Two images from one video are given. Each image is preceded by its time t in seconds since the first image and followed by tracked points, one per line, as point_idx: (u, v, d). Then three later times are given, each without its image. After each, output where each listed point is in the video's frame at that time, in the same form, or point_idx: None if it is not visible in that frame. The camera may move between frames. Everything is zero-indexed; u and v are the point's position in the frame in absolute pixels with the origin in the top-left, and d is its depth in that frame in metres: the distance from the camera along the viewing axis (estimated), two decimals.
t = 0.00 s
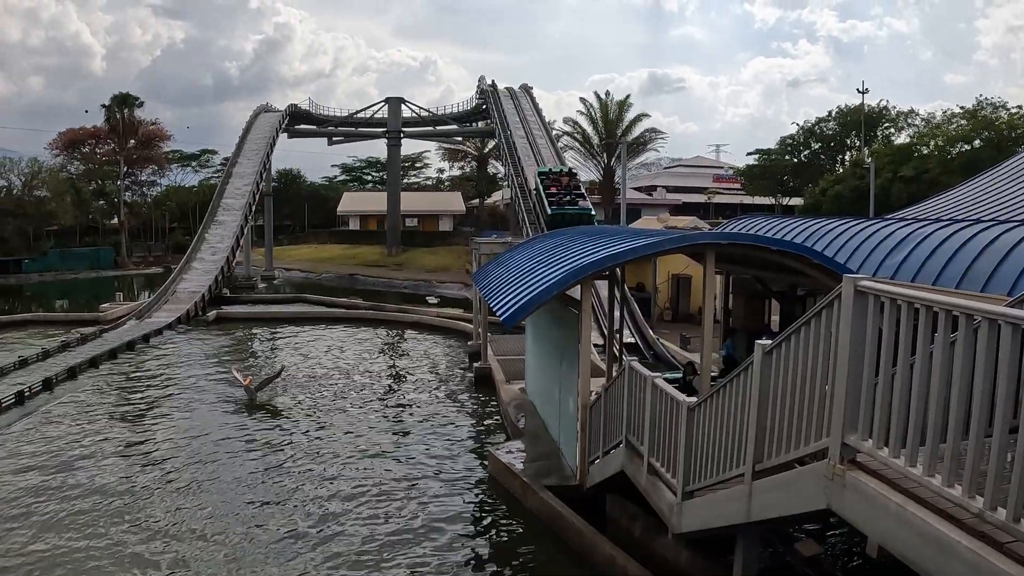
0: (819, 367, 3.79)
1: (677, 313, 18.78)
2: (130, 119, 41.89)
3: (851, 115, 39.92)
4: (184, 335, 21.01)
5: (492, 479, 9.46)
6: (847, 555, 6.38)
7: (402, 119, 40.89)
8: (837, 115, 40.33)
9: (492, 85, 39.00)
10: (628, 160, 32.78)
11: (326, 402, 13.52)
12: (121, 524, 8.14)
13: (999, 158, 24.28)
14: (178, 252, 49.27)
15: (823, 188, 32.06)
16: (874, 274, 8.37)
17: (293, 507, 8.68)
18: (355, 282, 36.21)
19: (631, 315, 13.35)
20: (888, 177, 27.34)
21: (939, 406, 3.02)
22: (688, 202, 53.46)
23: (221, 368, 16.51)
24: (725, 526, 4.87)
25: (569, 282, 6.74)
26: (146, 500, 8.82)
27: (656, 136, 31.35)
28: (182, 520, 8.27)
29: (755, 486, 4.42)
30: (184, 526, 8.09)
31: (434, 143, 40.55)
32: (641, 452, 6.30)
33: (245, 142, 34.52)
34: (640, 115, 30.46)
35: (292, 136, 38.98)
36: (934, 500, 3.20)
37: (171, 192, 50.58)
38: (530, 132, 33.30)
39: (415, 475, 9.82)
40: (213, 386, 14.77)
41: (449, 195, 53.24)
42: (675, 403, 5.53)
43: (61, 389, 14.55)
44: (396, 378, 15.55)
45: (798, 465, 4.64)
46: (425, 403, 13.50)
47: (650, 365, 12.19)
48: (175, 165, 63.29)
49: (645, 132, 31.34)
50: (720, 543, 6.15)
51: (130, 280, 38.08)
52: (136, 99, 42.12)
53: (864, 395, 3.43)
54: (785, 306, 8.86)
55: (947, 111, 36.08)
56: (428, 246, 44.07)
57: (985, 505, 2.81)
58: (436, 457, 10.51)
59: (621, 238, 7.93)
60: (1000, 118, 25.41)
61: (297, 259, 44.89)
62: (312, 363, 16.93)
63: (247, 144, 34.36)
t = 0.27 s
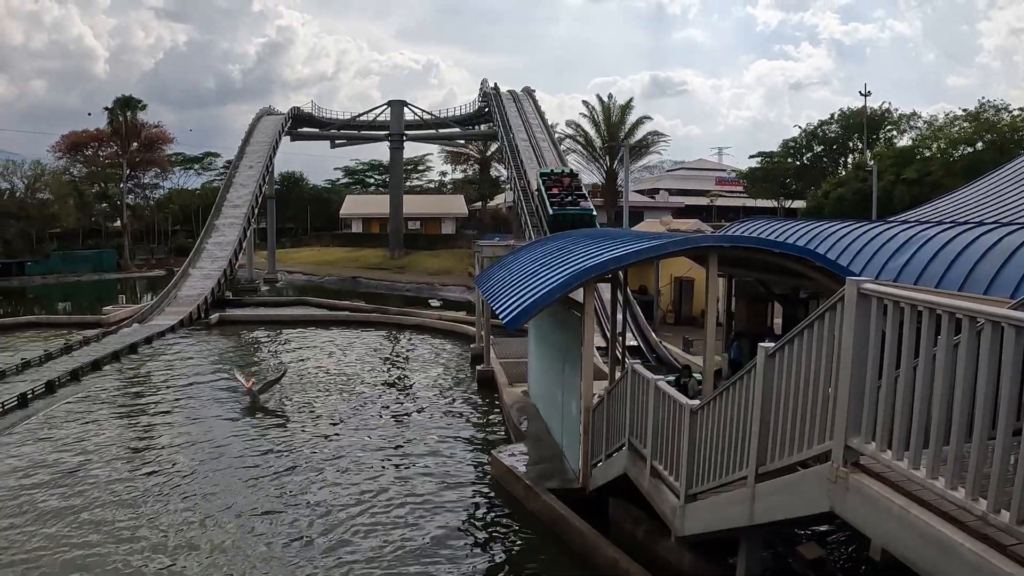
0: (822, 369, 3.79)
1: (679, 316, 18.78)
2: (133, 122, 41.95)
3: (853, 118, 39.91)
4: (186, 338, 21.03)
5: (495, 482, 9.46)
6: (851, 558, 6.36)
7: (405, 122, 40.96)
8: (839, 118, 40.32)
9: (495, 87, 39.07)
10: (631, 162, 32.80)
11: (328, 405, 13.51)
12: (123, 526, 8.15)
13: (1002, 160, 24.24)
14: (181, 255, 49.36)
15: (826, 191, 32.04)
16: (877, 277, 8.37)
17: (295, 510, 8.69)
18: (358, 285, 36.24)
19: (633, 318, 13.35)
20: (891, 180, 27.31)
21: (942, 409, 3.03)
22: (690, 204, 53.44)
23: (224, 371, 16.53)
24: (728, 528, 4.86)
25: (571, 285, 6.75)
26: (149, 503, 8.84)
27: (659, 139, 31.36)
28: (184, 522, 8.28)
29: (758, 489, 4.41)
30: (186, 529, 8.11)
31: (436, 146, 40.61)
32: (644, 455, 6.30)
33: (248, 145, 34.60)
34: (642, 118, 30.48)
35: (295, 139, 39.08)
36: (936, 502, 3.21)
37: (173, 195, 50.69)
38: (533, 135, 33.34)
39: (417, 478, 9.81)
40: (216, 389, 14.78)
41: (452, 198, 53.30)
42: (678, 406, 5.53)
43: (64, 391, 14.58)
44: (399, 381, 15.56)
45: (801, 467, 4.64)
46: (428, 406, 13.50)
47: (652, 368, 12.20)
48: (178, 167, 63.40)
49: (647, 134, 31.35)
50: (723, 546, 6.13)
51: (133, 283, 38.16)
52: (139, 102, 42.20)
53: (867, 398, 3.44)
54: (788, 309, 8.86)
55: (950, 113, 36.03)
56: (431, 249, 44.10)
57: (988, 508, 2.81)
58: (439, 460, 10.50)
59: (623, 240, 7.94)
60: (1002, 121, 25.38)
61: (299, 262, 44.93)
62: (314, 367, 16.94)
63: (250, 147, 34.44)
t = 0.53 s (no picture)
0: (825, 372, 3.78)
1: (682, 319, 18.77)
2: (136, 125, 42.07)
3: (856, 120, 39.87)
4: (189, 340, 21.06)
5: (498, 485, 9.46)
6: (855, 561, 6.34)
7: (407, 125, 41.03)
8: (842, 120, 40.29)
9: (497, 91, 39.14)
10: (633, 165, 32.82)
11: (330, 408, 13.53)
12: (125, 529, 8.17)
13: (1005, 163, 24.19)
14: (184, 257, 49.48)
15: (828, 194, 32.00)
16: (880, 280, 8.37)
17: (297, 513, 8.69)
18: (360, 288, 36.28)
19: (635, 321, 13.37)
20: (893, 183, 27.28)
21: (945, 412, 3.02)
22: (692, 207, 53.39)
23: (227, 373, 16.57)
24: (732, 532, 4.85)
25: (574, 288, 6.75)
26: (151, 505, 8.85)
27: (661, 142, 31.38)
28: (186, 524, 8.30)
29: (761, 492, 4.41)
30: (188, 532, 8.12)
31: (438, 149, 40.67)
32: (647, 458, 6.29)
33: (251, 148, 34.70)
34: (645, 120, 30.50)
35: (298, 142, 39.17)
36: (940, 505, 3.20)
37: (176, 198, 50.83)
38: (535, 138, 33.36)
39: (419, 481, 9.80)
40: (218, 391, 14.82)
41: (454, 200, 53.36)
42: (681, 409, 5.53)
43: (66, 393, 14.62)
44: (401, 383, 15.57)
45: (805, 470, 4.63)
46: (430, 409, 13.51)
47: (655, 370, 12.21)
48: (181, 170, 63.54)
49: (649, 137, 31.37)
50: (727, 549, 6.11)
51: (136, 285, 38.27)
52: (141, 105, 42.33)
53: (871, 400, 3.44)
54: (790, 312, 8.85)
55: (952, 116, 35.97)
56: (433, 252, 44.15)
57: (992, 511, 2.81)
58: (441, 464, 10.50)
59: (626, 243, 7.94)
60: (1005, 123, 25.33)
61: (302, 264, 44.97)
62: (317, 369, 16.96)
63: (252, 149, 34.54)
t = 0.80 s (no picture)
0: (828, 376, 3.79)
1: (685, 322, 18.77)
2: (138, 127, 42.23)
3: (858, 123, 39.88)
4: (191, 343, 21.09)
5: (501, 488, 9.45)
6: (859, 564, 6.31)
7: (410, 128, 41.11)
8: (844, 124, 40.30)
9: (500, 94, 39.23)
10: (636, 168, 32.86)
11: (332, 411, 13.54)
12: (127, 531, 8.18)
13: (1007, 166, 24.16)
14: (186, 260, 49.58)
15: (831, 197, 32.00)
16: (883, 283, 8.36)
17: (298, 515, 8.70)
18: (363, 291, 36.33)
19: (637, 324, 13.39)
20: (896, 186, 27.27)
21: (948, 415, 3.03)
22: (695, 210, 53.39)
23: (229, 376, 16.62)
24: (734, 535, 4.85)
25: (577, 291, 6.76)
26: (153, 507, 8.87)
27: (664, 145, 31.41)
28: (188, 527, 8.31)
29: (764, 495, 4.41)
30: (191, 534, 8.13)
31: (441, 152, 40.74)
32: (649, 461, 6.29)
33: (254, 151, 34.81)
34: (648, 124, 30.52)
35: (300, 145, 39.27)
36: (943, 509, 3.20)
37: (179, 200, 50.97)
38: (538, 141, 33.41)
39: (422, 484, 9.79)
40: (221, 393, 14.86)
41: (457, 204, 53.44)
42: (683, 413, 5.54)
43: (69, 395, 14.67)
44: (404, 386, 15.58)
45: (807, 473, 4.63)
46: (433, 412, 13.52)
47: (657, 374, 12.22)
48: (184, 173, 63.67)
49: (652, 141, 31.40)
50: (729, 552, 6.10)
51: (138, 288, 38.36)
52: (144, 107, 42.49)
53: (873, 403, 3.44)
54: (793, 315, 8.85)
55: (955, 119, 35.95)
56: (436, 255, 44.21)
57: (994, 514, 2.81)
58: (443, 467, 10.50)
59: (629, 246, 7.94)
60: (1008, 127, 25.31)
61: (305, 267, 45.05)
62: (319, 372, 16.99)
63: (255, 152, 34.64)
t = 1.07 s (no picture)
0: (831, 379, 3.79)
1: (687, 325, 18.76)
2: (141, 130, 42.36)
3: (861, 127, 39.85)
4: (194, 345, 21.13)
5: (503, 491, 9.45)
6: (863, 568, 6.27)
7: (413, 131, 41.20)
8: (847, 127, 40.29)
9: (503, 97, 39.31)
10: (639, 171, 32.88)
11: (335, 413, 13.56)
12: (129, 533, 8.19)
13: (1010, 169, 24.12)
14: (189, 262, 49.68)
15: (833, 201, 31.99)
16: (885, 286, 8.36)
17: (300, 518, 8.70)
18: (366, 294, 36.37)
19: (640, 328, 13.40)
20: (899, 189, 27.25)
21: (950, 418, 3.03)
22: (698, 213, 53.37)
23: (232, 378, 16.65)
24: (737, 539, 4.84)
25: (580, 294, 6.76)
26: (154, 510, 8.89)
27: (666, 148, 31.43)
28: (190, 529, 8.32)
29: (767, 498, 4.41)
30: (193, 536, 8.14)
31: (444, 155, 40.80)
32: (652, 464, 6.29)
33: (257, 154, 34.89)
34: (651, 127, 30.54)
35: (303, 148, 39.35)
36: (946, 512, 3.19)
37: (182, 203, 51.08)
38: (541, 144, 33.44)
39: (424, 487, 9.79)
40: (223, 396, 14.89)
41: (460, 207, 53.50)
42: (686, 416, 5.54)
43: (72, 397, 14.71)
44: (406, 389, 15.59)
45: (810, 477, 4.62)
46: (435, 415, 13.53)
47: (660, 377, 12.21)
48: (187, 175, 63.82)
49: (655, 144, 31.42)
50: (732, 556, 6.09)
51: (141, 290, 38.45)
52: (147, 110, 42.62)
53: (876, 407, 3.44)
54: (795, 319, 8.85)
55: (958, 123, 35.93)
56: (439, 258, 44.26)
57: (997, 518, 2.81)
58: (445, 470, 10.50)
59: (632, 250, 7.95)
60: (1010, 130, 25.28)
61: (307, 270, 45.11)
62: (321, 375, 17.01)
63: (259, 155, 34.73)
